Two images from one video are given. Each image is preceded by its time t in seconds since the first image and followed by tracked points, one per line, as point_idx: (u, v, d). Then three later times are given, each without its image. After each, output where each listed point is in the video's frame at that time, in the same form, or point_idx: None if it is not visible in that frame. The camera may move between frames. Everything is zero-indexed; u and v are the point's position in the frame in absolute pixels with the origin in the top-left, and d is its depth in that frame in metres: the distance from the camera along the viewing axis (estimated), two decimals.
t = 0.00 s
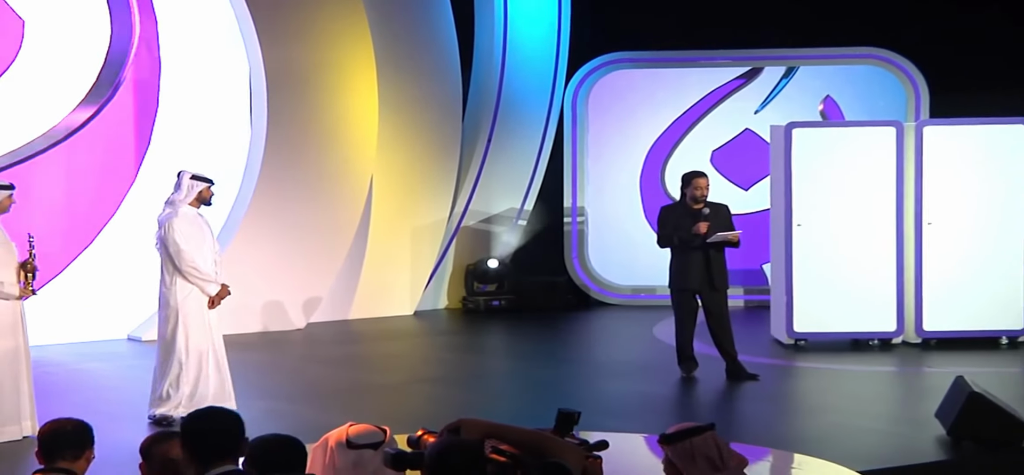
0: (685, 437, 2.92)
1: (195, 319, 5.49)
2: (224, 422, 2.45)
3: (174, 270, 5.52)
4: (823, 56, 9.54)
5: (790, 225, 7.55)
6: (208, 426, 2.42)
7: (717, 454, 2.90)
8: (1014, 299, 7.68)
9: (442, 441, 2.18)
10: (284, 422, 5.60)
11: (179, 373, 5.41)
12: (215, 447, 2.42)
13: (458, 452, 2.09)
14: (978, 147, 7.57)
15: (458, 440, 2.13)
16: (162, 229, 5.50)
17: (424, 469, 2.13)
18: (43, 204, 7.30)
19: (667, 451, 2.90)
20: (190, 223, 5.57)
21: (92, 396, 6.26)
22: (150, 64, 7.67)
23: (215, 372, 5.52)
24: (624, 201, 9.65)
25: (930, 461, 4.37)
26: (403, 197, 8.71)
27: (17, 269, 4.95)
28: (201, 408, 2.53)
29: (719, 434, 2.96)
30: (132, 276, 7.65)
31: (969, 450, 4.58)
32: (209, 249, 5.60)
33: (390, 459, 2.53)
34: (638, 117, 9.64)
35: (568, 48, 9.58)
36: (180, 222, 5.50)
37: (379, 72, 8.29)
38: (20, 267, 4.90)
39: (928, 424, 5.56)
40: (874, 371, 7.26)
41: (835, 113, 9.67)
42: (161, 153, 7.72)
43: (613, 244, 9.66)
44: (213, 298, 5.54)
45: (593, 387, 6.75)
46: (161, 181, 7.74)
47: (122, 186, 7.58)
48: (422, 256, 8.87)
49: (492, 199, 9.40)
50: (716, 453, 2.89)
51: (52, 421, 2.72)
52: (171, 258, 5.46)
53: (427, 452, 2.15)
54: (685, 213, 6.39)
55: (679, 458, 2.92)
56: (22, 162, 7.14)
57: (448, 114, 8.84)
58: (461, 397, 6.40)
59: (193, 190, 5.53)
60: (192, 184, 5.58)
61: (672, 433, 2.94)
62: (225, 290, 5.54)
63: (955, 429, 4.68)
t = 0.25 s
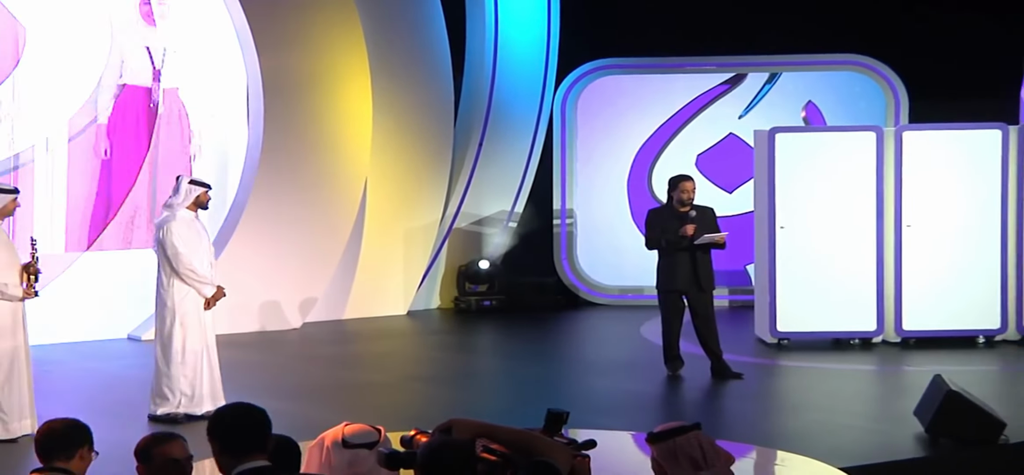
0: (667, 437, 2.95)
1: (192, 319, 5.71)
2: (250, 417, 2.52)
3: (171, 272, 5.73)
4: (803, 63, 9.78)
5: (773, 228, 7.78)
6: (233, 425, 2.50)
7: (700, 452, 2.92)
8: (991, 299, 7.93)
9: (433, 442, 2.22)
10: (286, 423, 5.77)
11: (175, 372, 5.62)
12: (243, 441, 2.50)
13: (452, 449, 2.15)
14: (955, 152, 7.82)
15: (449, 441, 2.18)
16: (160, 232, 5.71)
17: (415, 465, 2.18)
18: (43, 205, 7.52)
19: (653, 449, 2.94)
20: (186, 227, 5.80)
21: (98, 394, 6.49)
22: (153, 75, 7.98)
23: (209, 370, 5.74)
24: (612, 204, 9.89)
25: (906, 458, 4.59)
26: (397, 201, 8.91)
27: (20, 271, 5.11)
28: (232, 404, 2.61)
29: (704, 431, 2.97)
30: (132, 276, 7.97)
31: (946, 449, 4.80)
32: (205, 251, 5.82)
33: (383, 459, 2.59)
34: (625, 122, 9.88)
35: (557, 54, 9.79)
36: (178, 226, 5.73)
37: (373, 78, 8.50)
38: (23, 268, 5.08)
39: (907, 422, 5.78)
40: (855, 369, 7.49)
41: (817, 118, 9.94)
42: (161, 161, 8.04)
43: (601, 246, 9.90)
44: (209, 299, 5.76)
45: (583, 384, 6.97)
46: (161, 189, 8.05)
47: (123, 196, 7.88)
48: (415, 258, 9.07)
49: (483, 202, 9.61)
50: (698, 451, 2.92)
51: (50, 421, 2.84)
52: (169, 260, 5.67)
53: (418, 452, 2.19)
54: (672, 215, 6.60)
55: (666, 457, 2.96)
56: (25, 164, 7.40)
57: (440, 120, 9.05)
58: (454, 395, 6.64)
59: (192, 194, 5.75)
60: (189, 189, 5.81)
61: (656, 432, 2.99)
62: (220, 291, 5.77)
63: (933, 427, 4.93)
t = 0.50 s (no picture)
0: (653, 435, 3.06)
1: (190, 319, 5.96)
2: (274, 419, 2.77)
3: (170, 272, 5.96)
4: (784, 68, 10.03)
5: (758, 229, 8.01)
6: (260, 427, 2.74)
7: (683, 451, 3.03)
8: (968, 299, 8.17)
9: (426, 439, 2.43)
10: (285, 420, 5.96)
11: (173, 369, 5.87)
12: (268, 442, 2.74)
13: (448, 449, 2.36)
14: (933, 157, 8.06)
15: (443, 440, 2.39)
16: (158, 234, 5.94)
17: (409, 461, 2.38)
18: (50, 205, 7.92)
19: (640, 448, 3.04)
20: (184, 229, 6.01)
21: (102, 392, 6.68)
22: (153, 81, 8.23)
23: (207, 368, 5.98)
24: (601, 206, 10.11)
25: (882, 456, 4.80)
26: (391, 203, 9.14)
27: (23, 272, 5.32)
28: (247, 405, 2.84)
29: (689, 432, 3.07)
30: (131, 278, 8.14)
31: (922, 447, 5.01)
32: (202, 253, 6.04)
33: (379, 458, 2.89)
34: (613, 127, 10.10)
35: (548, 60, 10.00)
36: (175, 229, 5.95)
37: (368, 84, 8.69)
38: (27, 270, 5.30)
39: (885, 419, 5.99)
40: (837, 366, 7.72)
41: (799, 122, 10.16)
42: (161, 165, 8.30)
43: (589, 248, 10.11)
44: (207, 300, 6.00)
45: (573, 383, 7.19)
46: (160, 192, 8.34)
47: (123, 199, 8.18)
48: (409, 258, 9.31)
49: (475, 205, 9.82)
50: (681, 450, 3.02)
51: (51, 417, 3.09)
52: (167, 261, 5.90)
53: (413, 448, 2.40)
54: (660, 217, 6.81)
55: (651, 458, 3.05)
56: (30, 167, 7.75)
57: (434, 125, 9.24)
58: (447, 392, 6.86)
59: (187, 198, 5.92)
60: (185, 192, 5.98)
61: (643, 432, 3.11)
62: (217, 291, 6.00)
63: (913, 425, 5.10)
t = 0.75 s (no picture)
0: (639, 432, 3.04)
1: (186, 321, 6.16)
2: (283, 420, 2.81)
3: (168, 274, 6.18)
4: (768, 74, 10.28)
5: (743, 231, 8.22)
6: (274, 424, 2.78)
7: (670, 449, 3.00)
8: (947, 298, 8.42)
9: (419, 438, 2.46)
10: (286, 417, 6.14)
11: (171, 370, 6.07)
12: (277, 440, 2.78)
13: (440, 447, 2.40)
14: (913, 160, 8.30)
15: (434, 440, 2.42)
16: (157, 236, 6.17)
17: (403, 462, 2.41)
18: (52, 206, 8.13)
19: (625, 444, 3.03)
20: (181, 231, 6.23)
21: (106, 389, 6.87)
22: (153, 86, 8.44)
23: (204, 367, 6.19)
24: (590, 208, 10.36)
25: (869, 452, 5.03)
26: (386, 205, 9.34)
27: (25, 274, 5.46)
28: (249, 407, 2.86)
29: (674, 429, 3.04)
30: (131, 279, 8.34)
31: (904, 442, 5.24)
32: (199, 255, 6.26)
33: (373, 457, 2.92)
34: (602, 131, 10.35)
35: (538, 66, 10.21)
36: (173, 231, 6.17)
37: (363, 89, 8.89)
38: (28, 271, 5.43)
39: (868, 416, 6.23)
40: (821, 365, 7.94)
41: (783, 126, 10.45)
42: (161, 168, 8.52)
43: (579, 248, 10.36)
44: (204, 299, 6.23)
45: (565, 380, 7.40)
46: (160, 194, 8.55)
47: (123, 201, 8.37)
48: (403, 259, 9.52)
49: (467, 207, 10.04)
50: (667, 448, 2.99)
51: (44, 418, 3.12)
52: (165, 263, 6.13)
53: (405, 447, 2.43)
54: (649, 219, 7.02)
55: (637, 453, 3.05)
56: (35, 169, 7.94)
57: (428, 129, 9.48)
58: (441, 390, 7.07)
59: (183, 201, 6.19)
60: (182, 195, 6.19)
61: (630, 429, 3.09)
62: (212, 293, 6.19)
63: (894, 421, 5.41)
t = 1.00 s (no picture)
0: (629, 431, 3.40)
1: (184, 320, 6.36)
2: (287, 421, 2.80)
3: (164, 276, 6.37)
4: (753, 79, 10.54)
5: (729, 233, 8.45)
6: (277, 425, 2.78)
7: (660, 447, 3.31)
8: (927, 298, 8.65)
9: (413, 437, 2.48)
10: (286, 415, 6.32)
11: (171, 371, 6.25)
12: (281, 439, 2.78)
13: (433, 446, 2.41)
14: (894, 165, 8.55)
15: (428, 438, 2.44)
16: (154, 238, 6.37)
17: (397, 462, 2.43)
18: (53, 209, 8.29)
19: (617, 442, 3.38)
20: (178, 233, 6.43)
21: (108, 388, 7.05)
22: (152, 91, 8.63)
23: (202, 367, 6.38)
24: (580, 210, 10.57)
25: (850, 449, 5.24)
26: (379, 207, 9.54)
27: (25, 274, 5.60)
28: (254, 405, 2.86)
29: (660, 430, 3.35)
30: (130, 282, 8.47)
31: (884, 439, 5.45)
32: (195, 256, 6.45)
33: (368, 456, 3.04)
34: (591, 134, 10.57)
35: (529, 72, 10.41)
36: (170, 233, 6.37)
37: (357, 94, 9.08)
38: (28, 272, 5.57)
39: (850, 413, 6.45)
40: (804, 364, 8.16)
41: (768, 130, 10.66)
42: (159, 172, 8.68)
43: (568, 249, 10.58)
44: (200, 300, 6.42)
45: (555, 379, 7.61)
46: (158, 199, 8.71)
47: (123, 204, 8.57)
48: (397, 260, 9.73)
49: (459, 209, 10.25)
50: (659, 446, 3.30)
51: (43, 419, 3.21)
52: (162, 264, 6.33)
53: (400, 446, 2.45)
54: (638, 221, 7.23)
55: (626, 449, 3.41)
56: (36, 173, 8.11)
57: (421, 133, 9.67)
58: (435, 388, 7.27)
59: (180, 205, 6.41)
60: (180, 199, 6.39)
61: (621, 427, 3.47)
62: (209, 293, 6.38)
63: (875, 419, 5.64)
